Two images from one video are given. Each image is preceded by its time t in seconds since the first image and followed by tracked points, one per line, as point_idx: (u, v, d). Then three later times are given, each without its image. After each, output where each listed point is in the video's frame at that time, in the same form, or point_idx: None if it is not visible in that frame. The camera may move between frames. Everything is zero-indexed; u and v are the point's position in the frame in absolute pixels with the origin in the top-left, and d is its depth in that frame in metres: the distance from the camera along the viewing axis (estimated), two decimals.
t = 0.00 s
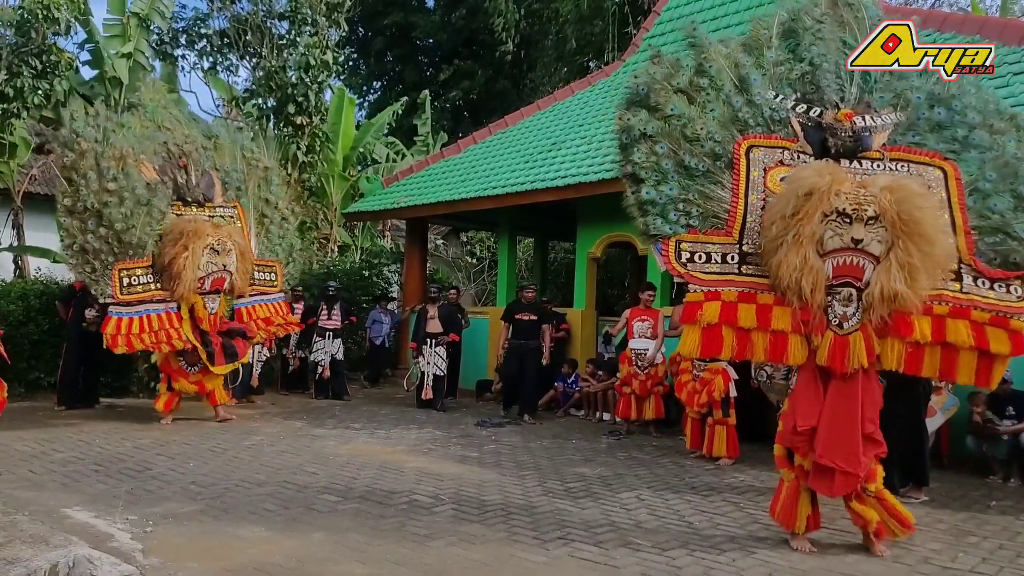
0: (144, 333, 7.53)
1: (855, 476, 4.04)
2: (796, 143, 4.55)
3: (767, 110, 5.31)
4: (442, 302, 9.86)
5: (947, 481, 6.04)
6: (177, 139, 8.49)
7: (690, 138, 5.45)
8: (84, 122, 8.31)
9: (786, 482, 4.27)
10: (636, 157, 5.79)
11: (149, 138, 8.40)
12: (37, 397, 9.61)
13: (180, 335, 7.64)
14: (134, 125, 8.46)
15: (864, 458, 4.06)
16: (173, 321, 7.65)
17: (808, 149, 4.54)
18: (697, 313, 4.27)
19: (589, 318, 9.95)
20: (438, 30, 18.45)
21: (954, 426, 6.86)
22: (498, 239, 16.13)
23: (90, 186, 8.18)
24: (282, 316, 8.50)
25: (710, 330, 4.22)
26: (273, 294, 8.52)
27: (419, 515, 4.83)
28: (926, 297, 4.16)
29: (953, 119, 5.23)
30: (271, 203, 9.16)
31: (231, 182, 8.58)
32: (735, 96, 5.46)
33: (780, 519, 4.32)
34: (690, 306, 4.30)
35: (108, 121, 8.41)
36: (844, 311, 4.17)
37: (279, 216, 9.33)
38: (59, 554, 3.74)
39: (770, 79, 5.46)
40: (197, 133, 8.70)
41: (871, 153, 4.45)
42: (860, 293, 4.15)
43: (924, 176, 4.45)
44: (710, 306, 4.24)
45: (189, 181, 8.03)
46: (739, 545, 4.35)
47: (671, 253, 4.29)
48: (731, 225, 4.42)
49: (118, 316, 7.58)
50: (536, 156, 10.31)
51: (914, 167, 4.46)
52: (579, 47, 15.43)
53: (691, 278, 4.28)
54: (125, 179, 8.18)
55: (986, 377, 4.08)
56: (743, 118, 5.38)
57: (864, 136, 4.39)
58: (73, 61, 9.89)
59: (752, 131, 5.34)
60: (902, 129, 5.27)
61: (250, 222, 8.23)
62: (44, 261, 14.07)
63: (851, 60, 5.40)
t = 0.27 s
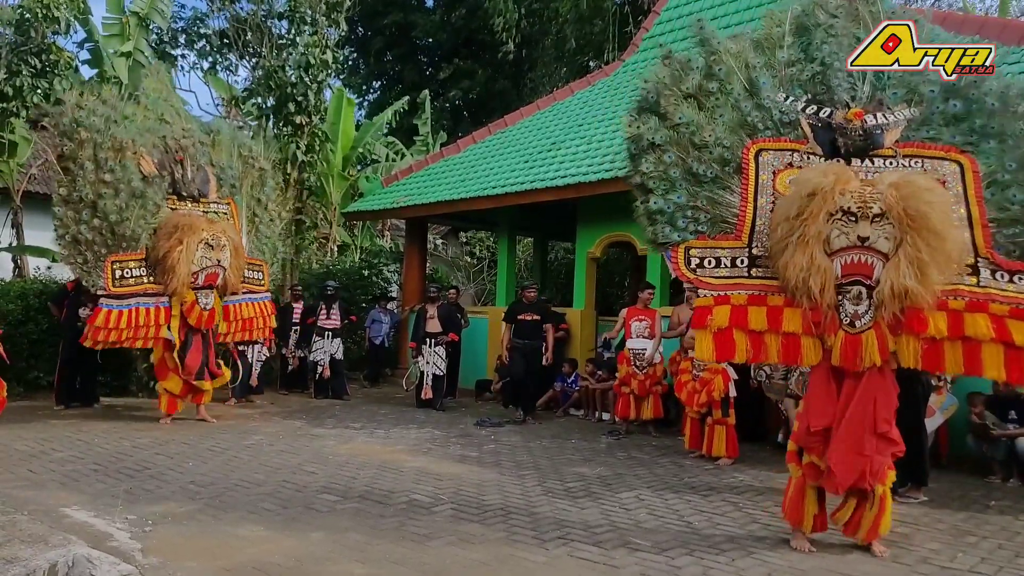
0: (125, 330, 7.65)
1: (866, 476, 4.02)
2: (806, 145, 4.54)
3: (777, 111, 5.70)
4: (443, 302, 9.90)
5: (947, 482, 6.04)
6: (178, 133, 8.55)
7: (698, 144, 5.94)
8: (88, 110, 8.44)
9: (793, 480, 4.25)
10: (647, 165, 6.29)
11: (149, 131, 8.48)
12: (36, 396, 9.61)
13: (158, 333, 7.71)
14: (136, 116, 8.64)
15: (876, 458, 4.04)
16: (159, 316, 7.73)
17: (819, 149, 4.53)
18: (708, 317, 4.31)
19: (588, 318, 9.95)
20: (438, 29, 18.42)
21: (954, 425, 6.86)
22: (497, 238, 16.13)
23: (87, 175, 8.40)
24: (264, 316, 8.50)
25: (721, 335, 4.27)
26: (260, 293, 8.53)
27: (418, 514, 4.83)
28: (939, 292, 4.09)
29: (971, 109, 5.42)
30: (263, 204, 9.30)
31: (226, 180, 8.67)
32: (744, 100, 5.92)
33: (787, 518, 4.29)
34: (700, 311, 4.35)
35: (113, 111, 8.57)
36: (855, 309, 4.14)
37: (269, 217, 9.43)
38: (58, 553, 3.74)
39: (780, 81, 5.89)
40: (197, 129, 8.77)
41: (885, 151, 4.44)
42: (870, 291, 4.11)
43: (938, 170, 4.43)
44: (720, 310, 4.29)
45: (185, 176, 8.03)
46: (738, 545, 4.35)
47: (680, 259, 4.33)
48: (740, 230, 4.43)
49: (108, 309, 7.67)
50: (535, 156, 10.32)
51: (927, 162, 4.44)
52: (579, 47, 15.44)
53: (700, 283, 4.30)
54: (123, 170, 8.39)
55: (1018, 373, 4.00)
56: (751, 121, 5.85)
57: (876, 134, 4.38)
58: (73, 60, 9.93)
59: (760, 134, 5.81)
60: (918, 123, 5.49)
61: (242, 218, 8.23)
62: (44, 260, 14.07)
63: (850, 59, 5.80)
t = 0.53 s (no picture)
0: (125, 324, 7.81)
1: (880, 476, 4.01)
2: (821, 147, 4.52)
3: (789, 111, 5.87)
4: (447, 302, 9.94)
5: (952, 483, 6.02)
6: (178, 126, 8.43)
7: (715, 153, 6.21)
8: (87, 103, 8.25)
9: (803, 478, 4.24)
10: (662, 173, 6.60)
11: (150, 125, 8.34)
12: (41, 395, 9.63)
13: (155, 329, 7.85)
14: (139, 108, 8.35)
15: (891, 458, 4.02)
16: (158, 311, 7.80)
17: (836, 151, 4.49)
18: (719, 321, 4.47)
19: (592, 318, 9.94)
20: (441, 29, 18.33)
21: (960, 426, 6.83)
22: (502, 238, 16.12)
23: (89, 169, 8.25)
24: (254, 314, 8.51)
25: (730, 339, 4.40)
26: (257, 289, 8.56)
27: (422, 514, 4.84)
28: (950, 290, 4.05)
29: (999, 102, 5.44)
30: (260, 200, 9.24)
31: (225, 175, 8.62)
32: (761, 106, 6.08)
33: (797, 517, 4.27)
34: (712, 314, 4.51)
35: (116, 103, 8.34)
36: (865, 309, 4.13)
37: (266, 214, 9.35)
38: (63, 551, 3.75)
39: (801, 86, 6.03)
40: (197, 122, 8.66)
41: (903, 148, 4.36)
42: (880, 291, 4.10)
43: (963, 164, 4.28)
44: (731, 314, 4.43)
45: (185, 172, 8.35)
46: (742, 545, 4.34)
47: (693, 265, 4.50)
48: (753, 233, 4.51)
49: (107, 303, 7.72)
50: (540, 156, 10.29)
51: (949, 157, 4.31)
52: (583, 46, 15.40)
53: (711, 287, 4.47)
54: (123, 164, 8.28)
55: None
56: (768, 127, 5.99)
57: (895, 131, 4.33)
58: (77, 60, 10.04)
59: (775, 138, 5.95)
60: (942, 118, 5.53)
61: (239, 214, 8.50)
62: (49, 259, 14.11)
63: (850, 59, 5.84)
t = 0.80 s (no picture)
0: (127, 321, 7.83)
1: (887, 476, 3.99)
2: (836, 148, 4.53)
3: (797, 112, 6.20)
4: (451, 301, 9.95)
5: (958, 482, 6.01)
6: (184, 125, 8.66)
7: (730, 160, 6.59)
8: (89, 97, 8.53)
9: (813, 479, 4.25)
10: (678, 181, 6.97)
11: (155, 121, 8.61)
12: (47, 394, 9.65)
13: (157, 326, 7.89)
14: (143, 106, 8.70)
15: (898, 458, 4.01)
16: (158, 308, 7.86)
17: (850, 151, 4.48)
18: (728, 324, 4.61)
19: (597, 317, 9.94)
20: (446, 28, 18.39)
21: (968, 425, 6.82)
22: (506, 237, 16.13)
23: (87, 165, 8.51)
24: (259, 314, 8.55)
25: (739, 341, 4.54)
26: (259, 290, 8.58)
27: (426, 513, 4.85)
28: (953, 291, 4.00)
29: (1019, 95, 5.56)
30: (264, 200, 9.30)
31: (230, 174, 8.69)
32: (777, 110, 6.37)
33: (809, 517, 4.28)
34: (722, 318, 4.65)
35: (120, 100, 8.66)
36: (868, 312, 4.15)
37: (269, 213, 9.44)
38: (70, 550, 3.76)
39: (818, 87, 6.28)
40: (204, 120, 8.84)
41: (919, 146, 4.34)
42: (883, 293, 4.10)
43: (980, 160, 4.24)
44: (739, 318, 4.56)
45: (190, 170, 8.21)
46: (747, 545, 4.33)
47: (706, 269, 4.70)
48: (764, 238, 4.63)
49: (107, 299, 7.77)
50: (544, 155, 10.29)
51: (965, 152, 4.28)
52: (587, 45, 15.39)
53: (721, 290, 4.65)
54: (125, 160, 8.51)
55: None
56: (783, 131, 6.29)
57: (909, 129, 4.32)
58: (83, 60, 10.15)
59: (789, 141, 6.25)
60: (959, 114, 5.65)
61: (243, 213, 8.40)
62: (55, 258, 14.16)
63: (850, 60, 6.11)
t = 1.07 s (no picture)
0: (129, 319, 7.70)
1: (882, 473, 4.01)
2: (847, 150, 4.56)
3: (810, 116, 6.23)
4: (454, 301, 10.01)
5: (963, 483, 5.99)
6: (192, 124, 8.74)
7: (743, 165, 6.66)
8: (95, 97, 8.51)
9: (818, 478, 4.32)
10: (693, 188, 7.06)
11: (161, 120, 8.66)
12: (51, 394, 9.67)
13: (160, 324, 7.84)
14: (150, 104, 8.68)
15: (894, 456, 4.01)
16: (159, 307, 7.84)
17: (859, 152, 4.52)
18: (733, 323, 4.76)
19: (601, 316, 9.93)
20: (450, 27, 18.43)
21: (973, 426, 6.78)
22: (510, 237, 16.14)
23: (92, 163, 8.44)
24: (265, 315, 8.61)
25: (744, 340, 4.68)
26: (262, 291, 8.65)
27: (430, 512, 4.85)
28: (944, 289, 3.98)
29: None
30: (273, 201, 9.36)
31: (236, 175, 8.90)
32: (791, 115, 6.41)
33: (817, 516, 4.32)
34: (728, 318, 4.81)
35: (125, 97, 8.62)
36: (864, 310, 4.19)
37: (277, 215, 9.45)
38: (75, 549, 3.77)
39: (834, 91, 6.38)
40: (213, 119, 8.95)
41: (926, 145, 4.36)
42: (877, 291, 4.13)
43: (987, 157, 4.20)
44: (743, 317, 4.72)
45: (195, 169, 8.45)
46: (751, 545, 4.33)
47: (716, 272, 4.90)
48: (772, 241, 4.76)
49: (108, 297, 7.68)
50: (548, 154, 10.29)
51: (973, 150, 4.25)
52: (591, 45, 15.39)
53: (728, 292, 4.81)
54: (129, 159, 8.47)
55: None
56: (796, 136, 6.31)
57: (917, 128, 4.32)
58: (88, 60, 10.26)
59: (801, 144, 6.28)
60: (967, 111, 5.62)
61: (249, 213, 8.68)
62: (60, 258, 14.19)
63: (851, 59, 6.20)
